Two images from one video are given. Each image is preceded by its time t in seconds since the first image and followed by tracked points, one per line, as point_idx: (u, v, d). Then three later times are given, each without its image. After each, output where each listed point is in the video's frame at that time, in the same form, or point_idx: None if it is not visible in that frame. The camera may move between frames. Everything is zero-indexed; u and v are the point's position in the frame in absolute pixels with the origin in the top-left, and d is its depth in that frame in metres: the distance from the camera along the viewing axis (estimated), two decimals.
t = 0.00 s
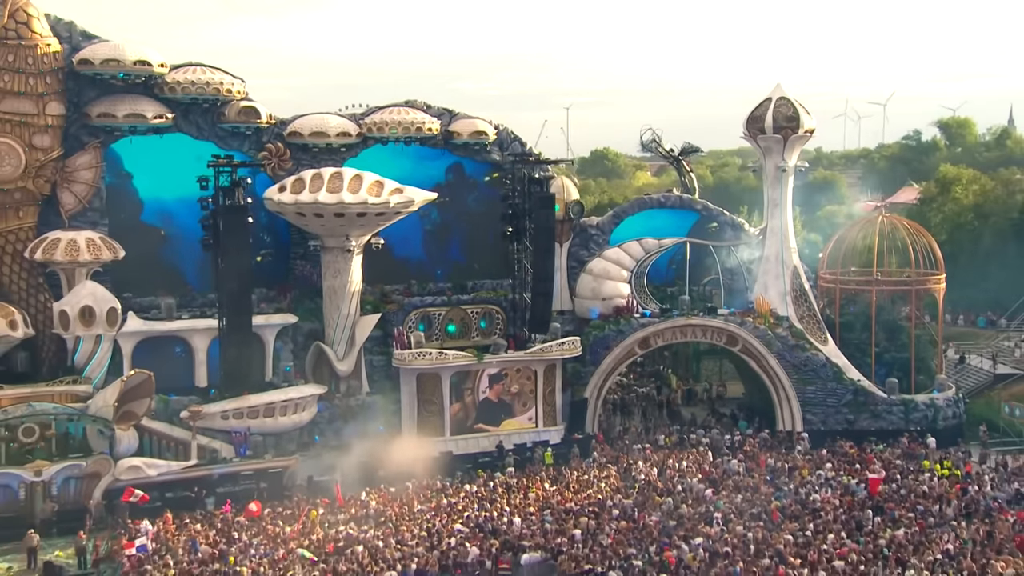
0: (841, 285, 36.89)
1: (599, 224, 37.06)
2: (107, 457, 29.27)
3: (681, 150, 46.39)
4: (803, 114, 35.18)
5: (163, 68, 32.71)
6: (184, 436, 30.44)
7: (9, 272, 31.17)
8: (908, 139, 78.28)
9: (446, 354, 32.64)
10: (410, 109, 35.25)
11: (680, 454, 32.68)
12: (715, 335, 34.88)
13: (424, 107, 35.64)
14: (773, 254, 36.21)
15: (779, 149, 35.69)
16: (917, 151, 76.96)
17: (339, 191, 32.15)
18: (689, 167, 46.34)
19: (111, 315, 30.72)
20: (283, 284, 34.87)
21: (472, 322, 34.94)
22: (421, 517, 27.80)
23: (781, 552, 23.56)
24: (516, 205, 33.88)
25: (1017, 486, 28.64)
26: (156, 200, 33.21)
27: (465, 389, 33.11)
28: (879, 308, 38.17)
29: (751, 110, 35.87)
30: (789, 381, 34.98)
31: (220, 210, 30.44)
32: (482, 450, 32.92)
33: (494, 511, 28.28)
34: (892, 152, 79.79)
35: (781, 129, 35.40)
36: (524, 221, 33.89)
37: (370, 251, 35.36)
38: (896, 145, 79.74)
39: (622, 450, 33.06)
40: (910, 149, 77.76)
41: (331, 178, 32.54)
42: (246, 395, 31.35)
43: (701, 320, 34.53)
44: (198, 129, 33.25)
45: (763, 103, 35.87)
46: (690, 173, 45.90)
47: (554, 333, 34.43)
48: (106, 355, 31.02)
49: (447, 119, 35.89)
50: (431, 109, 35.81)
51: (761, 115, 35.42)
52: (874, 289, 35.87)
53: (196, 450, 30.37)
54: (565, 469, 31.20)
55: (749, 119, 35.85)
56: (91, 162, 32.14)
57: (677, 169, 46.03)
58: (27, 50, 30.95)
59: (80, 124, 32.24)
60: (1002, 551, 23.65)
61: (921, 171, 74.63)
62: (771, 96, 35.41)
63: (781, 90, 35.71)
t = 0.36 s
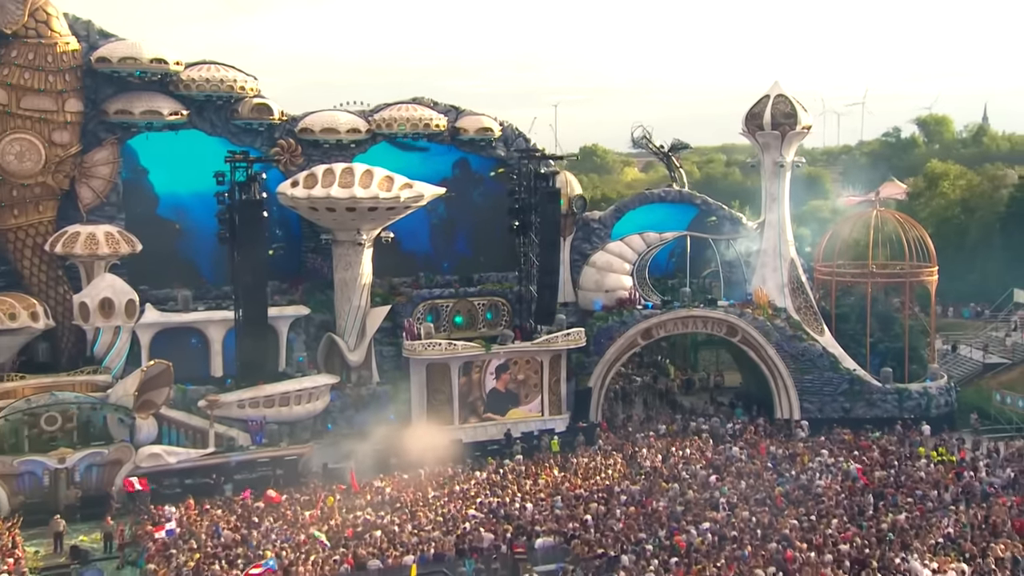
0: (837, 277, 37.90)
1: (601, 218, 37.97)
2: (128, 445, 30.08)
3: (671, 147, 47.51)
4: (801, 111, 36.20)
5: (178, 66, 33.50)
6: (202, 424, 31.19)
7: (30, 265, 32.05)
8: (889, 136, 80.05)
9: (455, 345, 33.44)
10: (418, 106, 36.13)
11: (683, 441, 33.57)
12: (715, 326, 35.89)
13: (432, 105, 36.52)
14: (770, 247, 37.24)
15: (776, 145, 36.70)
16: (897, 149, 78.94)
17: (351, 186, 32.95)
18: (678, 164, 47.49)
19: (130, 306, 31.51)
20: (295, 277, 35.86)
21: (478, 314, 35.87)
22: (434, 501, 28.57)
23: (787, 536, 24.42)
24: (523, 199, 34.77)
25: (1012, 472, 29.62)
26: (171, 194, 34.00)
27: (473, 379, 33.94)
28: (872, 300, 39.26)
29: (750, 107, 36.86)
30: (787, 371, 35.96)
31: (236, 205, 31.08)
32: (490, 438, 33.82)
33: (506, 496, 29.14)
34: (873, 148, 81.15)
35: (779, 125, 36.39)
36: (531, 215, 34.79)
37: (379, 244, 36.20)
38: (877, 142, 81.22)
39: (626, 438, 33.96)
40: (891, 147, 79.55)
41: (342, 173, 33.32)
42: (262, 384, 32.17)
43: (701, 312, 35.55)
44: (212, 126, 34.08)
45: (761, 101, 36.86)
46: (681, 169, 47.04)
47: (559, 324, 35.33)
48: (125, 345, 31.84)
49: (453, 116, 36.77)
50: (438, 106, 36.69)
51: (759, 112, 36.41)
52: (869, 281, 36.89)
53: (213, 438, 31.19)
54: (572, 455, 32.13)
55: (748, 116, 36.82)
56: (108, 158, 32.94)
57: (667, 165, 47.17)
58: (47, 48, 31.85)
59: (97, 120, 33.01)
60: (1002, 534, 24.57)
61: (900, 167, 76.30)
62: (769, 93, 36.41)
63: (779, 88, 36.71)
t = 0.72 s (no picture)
0: (834, 270, 38.85)
1: (603, 212, 39.02)
2: (147, 434, 30.72)
3: (661, 143, 48.51)
4: (799, 107, 37.14)
5: (192, 63, 34.19)
6: (219, 414, 31.92)
7: (48, 258, 32.77)
8: (870, 132, 81.28)
9: (464, 336, 34.22)
10: (425, 103, 36.91)
11: (686, 430, 34.41)
12: (717, 318, 36.65)
13: (439, 101, 37.31)
14: (769, 241, 38.19)
15: (776, 141, 37.63)
16: (878, 145, 80.28)
17: (362, 181, 33.64)
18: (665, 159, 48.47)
19: (147, 298, 32.23)
20: (305, 271, 36.76)
21: (485, 306, 36.62)
22: (447, 488, 29.32)
23: (794, 522, 25.22)
24: (529, 194, 35.56)
25: (1007, 459, 30.57)
26: (184, 188, 34.74)
27: (481, 370, 34.71)
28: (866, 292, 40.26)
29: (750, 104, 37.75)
30: (786, 361, 36.86)
31: (253, 200, 31.64)
32: (498, 427, 34.64)
33: (517, 483, 29.77)
34: (857, 144, 82.26)
35: (779, 121, 37.29)
36: (537, 210, 35.60)
37: (387, 238, 37.10)
38: (860, 138, 82.49)
39: (630, 427, 34.77)
40: (873, 143, 80.82)
41: (354, 168, 34.00)
42: (276, 375, 32.95)
43: (703, 303, 36.30)
44: (225, 122, 34.84)
45: (761, 97, 37.75)
46: (671, 165, 48.09)
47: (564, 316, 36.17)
48: (143, 336, 32.47)
49: (460, 112, 37.57)
50: (444, 102, 37.48)
51: (759, 108, 37.30)
52: (865, 274, 37.83)
53: (230, 428, 31.88)
54: (579, 444, 32.99)
55: (747, 113, 37.71)
56: (124, 153, 33.69)
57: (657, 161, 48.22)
58: (65, 46, 32.55)
59: (113, 116, 33.71)
60: (1001, 519, 25.47)
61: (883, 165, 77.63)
62: (768, 90, 37.31)
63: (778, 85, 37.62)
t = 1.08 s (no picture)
0: (832, 263, 39.70)
1: (606, 206, 39.94)
2: (165, 423, 31.31)
3: (653, 140, 49.42)
4: (798, 103, 37.97)
5: (205, 61, 34.83)
6: (234, 405, 32.53)
7: (66, 252, 33.42)
8: (853, 128, 82.31)
9: (473, 327, 34.91)
10: (432, 99, 37.63)
11: (690, 419, 35.19)
12: (718, 310, 37.51)
13: (445, 98, 38.04)
14: (768, 235, 39.04)
15: (775, 137, 38.47)
16: (862, 141, 81.33)
17: (373, 175, 34.18)
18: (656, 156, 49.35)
19: (163, 291, 32.90)
20: (316, 265, 37.63)
21: (492, 299, 37.57)
22: (460, 475, 30.04)
23: (803, 509, 25.98)
24: (536, 189, 36.23)
25: (1004, 447, 31.46)
26: (196, 185, 35.35)
27: (489, 361, 35.44)
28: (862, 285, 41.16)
29: (749, 101, 38.58)
30: (786, 352, 37.67)
31: (268, 194, 32.44)
32: (507, 417, 35.38)
33: (528, 470, 30.57)
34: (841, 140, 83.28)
35: (778, 117, 38.11)
36: (544, 204, 36.24)
37: (397, 232, 37.91)
38: (844, 135, 83.61)
39: (635, 417, 35.54)
40: (856, 138, 81.86)
41: (364, 163, 34.52)
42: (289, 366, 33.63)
43: (705, 295, 37.10)
44: (237, 118, 35.46)
45: (760, 94, 38.57)
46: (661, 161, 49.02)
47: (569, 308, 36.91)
48: (157, 329, 33.12)
49: (466, 109, 38.31)
50: (451, 99, 38.22)
51: (759, 105, 38.13)
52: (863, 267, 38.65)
53: (245, 417, 32.49)
54: (586, 433, 33.76)
55: (748, 109, 38.55)
56: (139, 149, 34.30)
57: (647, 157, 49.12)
58: (81, 44, 33.13)
59: (128, 113, 34.32)
60: (1002, 505, 26.31)
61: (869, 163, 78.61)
62: (767, 87, 38.14)
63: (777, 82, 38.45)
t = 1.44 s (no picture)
0: (831, 257, 40.49)
1: (609, 202, 40.55)
2: (182, 414, 32.01)
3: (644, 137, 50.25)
4: (797, 100, 38.74)
5: (217, 58, 35.40)
6: (249, 396, 33.15)
7: (82, 246, 33.99)
8: (838, 126, 83.32)
9: (481, 320, 35.61)
10: (439, 96, 38.27)
11: (694, 409, 35.94)
12: (720, 303, 38.34)
13: (452, 95, 38.69)
14: (768, 229, 39.84)
15: (774, 133, 39.23)
16: (845, 138, 82.29)
17: (383, 171, 34.75)
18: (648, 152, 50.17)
19: (179, 284, 33.57)
20: (326, 259, 38.32)
21: (498, 292, 38.13)
22: (473, 464, 30.69)
23: (811, 497, 26.74)
24: (542, 184, 36.97)
25: (1003, 437, 32.28)
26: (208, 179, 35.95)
27: (499, 353, 36.07)
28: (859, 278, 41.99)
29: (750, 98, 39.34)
30: (786, 344, 38.49)
31: (282, 190, 33.22)
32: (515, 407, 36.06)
33: (540, 457, 31.25)
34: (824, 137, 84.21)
35: (778, 114, 38.88)
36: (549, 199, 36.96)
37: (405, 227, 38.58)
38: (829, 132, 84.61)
39: (640, 407, 36.27)
40: (840, 135, 82.83)
41: (374, 158, 35.09)
42: (302, 358, 34.30)
43: (708, 288, 37.90)
44: (248, 115, 36.01)
45: (760, 92, 39.33)
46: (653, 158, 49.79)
47: (575, 301, 37.61)
48: (173, 322, 33.83)
49: (472, 105, 38.98)
50: (457, 96, 38.87)
51: (759, 102, 38.88)
52: (861, 260, 39.43)
53: (259, 409, 32.95)
54: (594, 422, 34.48)
55: (748, 106, 39.32)
56: (154, 145, 34.85)
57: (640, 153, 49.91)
58: (97, 42, 33.71)
59: (142, 109, 34.91)
60: (1003, 493, 27.15)
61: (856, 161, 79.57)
62: (767, 84, 38.91)
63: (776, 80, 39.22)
